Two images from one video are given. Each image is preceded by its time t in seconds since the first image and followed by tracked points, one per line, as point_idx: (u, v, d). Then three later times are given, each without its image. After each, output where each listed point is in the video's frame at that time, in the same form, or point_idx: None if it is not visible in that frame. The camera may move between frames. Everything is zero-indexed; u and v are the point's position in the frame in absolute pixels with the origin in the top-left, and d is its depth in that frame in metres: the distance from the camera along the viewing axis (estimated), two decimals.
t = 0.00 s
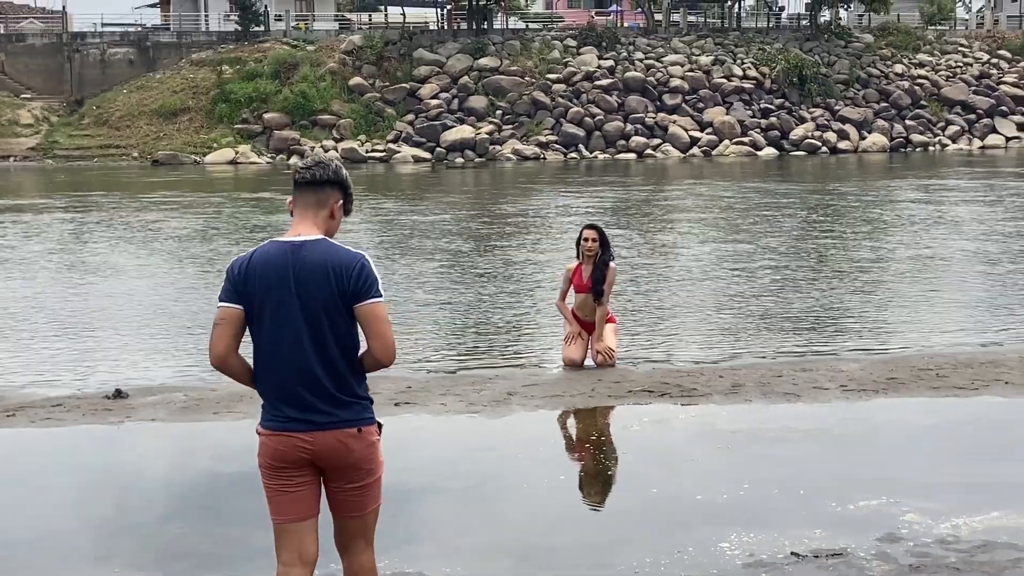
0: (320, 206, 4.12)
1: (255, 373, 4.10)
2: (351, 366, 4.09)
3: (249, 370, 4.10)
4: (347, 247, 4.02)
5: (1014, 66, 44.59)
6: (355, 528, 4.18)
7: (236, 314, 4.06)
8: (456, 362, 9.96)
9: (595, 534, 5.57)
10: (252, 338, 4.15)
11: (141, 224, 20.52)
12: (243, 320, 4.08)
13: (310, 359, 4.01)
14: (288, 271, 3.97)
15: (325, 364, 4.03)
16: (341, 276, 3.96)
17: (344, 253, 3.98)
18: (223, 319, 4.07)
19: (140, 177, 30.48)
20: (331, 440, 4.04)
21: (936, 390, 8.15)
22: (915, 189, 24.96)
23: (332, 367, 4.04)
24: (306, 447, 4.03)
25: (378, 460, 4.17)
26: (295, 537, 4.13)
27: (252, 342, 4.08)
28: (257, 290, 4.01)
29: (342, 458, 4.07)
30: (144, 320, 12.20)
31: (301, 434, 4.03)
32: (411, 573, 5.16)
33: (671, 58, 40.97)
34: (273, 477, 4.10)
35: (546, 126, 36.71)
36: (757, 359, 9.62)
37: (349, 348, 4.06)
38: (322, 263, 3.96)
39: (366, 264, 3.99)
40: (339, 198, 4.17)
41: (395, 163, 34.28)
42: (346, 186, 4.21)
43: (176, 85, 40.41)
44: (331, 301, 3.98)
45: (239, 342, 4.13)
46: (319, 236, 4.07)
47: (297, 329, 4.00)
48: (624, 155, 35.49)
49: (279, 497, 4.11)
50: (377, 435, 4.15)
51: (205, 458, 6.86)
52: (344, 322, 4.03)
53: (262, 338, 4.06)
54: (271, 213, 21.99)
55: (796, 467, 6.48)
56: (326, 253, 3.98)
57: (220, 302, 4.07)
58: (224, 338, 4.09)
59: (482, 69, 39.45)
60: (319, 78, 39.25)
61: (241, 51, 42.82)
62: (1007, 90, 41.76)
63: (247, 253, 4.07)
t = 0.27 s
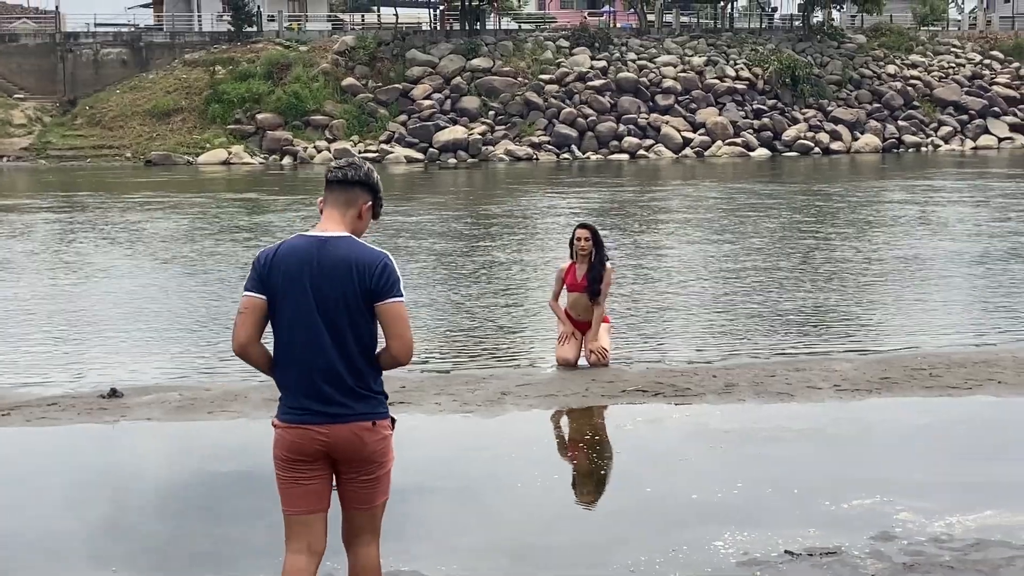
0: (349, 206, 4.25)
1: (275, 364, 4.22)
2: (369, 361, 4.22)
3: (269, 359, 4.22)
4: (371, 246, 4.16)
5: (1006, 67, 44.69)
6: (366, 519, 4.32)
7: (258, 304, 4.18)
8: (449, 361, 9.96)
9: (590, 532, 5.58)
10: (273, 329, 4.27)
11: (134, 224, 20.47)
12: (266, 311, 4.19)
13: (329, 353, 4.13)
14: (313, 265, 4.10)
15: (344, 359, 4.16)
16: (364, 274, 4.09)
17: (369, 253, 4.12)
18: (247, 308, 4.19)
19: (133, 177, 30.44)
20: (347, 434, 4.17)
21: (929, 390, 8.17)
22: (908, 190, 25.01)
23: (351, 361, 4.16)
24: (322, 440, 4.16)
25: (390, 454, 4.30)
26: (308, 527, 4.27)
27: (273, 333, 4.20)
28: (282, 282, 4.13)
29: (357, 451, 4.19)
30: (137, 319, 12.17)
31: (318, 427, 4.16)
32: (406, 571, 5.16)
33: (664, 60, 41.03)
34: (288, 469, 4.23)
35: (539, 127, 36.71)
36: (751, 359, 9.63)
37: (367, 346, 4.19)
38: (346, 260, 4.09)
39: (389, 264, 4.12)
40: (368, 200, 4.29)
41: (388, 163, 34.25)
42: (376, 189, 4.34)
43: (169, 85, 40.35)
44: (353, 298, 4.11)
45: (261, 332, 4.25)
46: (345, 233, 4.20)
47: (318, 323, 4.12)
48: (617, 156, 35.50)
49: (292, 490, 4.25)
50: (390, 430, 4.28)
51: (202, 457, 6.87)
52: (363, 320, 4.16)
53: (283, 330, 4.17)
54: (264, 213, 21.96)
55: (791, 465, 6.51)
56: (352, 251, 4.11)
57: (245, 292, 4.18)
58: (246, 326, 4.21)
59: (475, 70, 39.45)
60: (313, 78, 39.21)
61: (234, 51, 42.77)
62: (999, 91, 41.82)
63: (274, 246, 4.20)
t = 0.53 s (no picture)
0: (374, 204, 4.33)
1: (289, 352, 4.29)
2: (382, 356, 4.30)
3: (284, 346, 4.29)
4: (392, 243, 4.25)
5: (999, 66, 44.79)
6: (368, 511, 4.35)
7: (277, 292, 4.26)
8: (442, 358, 9.97)
9: (582, 529, 5.60)
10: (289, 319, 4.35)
11: (126, 221, 20.44)
12: (284, 299, 4.27)
13: (344, 345, 4.21)
14: (335, 257, 4.19)
15: (358, 353, 4.24)
16: (384, 269, 4.18)
17: (389, 248, 4.21)
18: (265, 295, 4.27)
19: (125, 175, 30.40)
20: (355, 426, 4.24)
21: (921, 387, 8.20)
22: (901, 188, 25.06)
23: (365, 354, 4.25)
24: (330, 431, 4.23)
25: (396, 448, 4.36)
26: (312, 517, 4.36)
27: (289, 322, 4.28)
28: (303, 271, 4.21)
29: (364, 443, 4.26)
30: (130, 316, 12.16)
31: (327, 419, 4.22)
32: (399, 567, 5.18)
33: (658, 57, 41.08)
34: (295, 459, 4.30)
35: (533, 124, 36.71)
36: (743, 356, 9.65)
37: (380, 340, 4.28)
38: (367, 254, 4.18)
39: (408, 262, 4.21)
40: (393, 201, 4.37)
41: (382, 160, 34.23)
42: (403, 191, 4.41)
43: (162, 82, 40.28)
44: (371, 292, 4.19)
45: (278, 321, 4.32)
46: (367, 229, 4.28)
47: (335, 314, 4.20)
48: (611, 153, 35.52)
49: (299, 482, 4.33)
50: (398, 426, 4.35)
51: (196, 453, 6.87)
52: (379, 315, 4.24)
53: (300, 318, 4.25)
54: (258, 211, 21.93)
55: (784, 461, 6.54)
56: (374, 246, 4.20)
57: (265, 279, 4.26)
58: (263, 313, 4.28)
59: (469, 67, 39.41)
60: (306, 75, 39.17)
61: (227, 48, 42.70)
62: (992, 89, 41.91)
63: (296, 236, 4.28)
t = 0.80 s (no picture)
0: (382, 201, 4.38)
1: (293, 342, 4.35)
2: (384, 350, 4.35)
3: (288, 337, 4.35)
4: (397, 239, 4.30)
5: (990, 63, 44.89)
6: (363, 504, 4.38)
7: (283, 284, 4.31)
8: (434, 354, 9.98)
9: (573, 523, 5.62)
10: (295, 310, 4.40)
11: (117, 217, 20.40)
12: (289, 291, 4.33)
13: (347, 338, 4.27)
14: (340, 250, 4.24)
15: (359, 346, 4.29)
16: (388, 263, 4.23)
17: (394, 244, 4.26)
18: (271, 286, 4.33)
19: (117, 170, 30.36)
20: (354, 418, 4.28)
21: (912, 382, 8.23)
22: (892, 185, 25.13)
23: (366, 348, 4.30)
24: (330, 422, 4.28)
25: (395, 442, 4.40)
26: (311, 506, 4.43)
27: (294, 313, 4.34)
28: (308, 264, 4.27)
29: (363, 436, 4.30)
30: (121, 312, 12.15)
31: (327, 411, 4.28)
32: (390, 561, 5.19)
33: (650, 54, 41.11)
34: (295, 449, 4.37)
35: (526, 120, 36.71)
36: (735, 352, 9.68)
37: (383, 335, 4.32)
38: (372, 248, 4.23)
39: (413, 258, 4.26)
40: (401, 199, 4.42)
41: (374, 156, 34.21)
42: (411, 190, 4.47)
43: (154, 77, 40.19)
44: (375, 286, 4.24)
45: (283, 312, 4.38)
46: (373, 224, 4.34)
47: (338, 307, 4.26)
48: (604, 150, 35.54)
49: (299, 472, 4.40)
50: (397, 420, 4.39)
51: (188, 448, 6.88)
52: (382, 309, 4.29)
53: (304, 310, 4.31)
54: (250, 206, 21.91)
55: (775, 456, 6.56)
56: (379, 241, 4.25)
57: (271, 270, 4.32)
58: (268, 304, 4.34)
59: (462, 63, 39.40)
60: (298, 71, 39.12)
61: (219, 44, 42.61)
62: (983, 86, 42.00)
63: (304, 229, 4.34)
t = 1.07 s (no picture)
0: (379, 197, 4.38)
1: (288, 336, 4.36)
2: (379, 344, 4.35)
3: (284, 332, 4.36)
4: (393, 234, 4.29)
5: (982, 59, 44.89)
6: (358, 497, 4.39)
7: (280, 278, 4.32)
8: (426, 349, 9.97)
9: (563, 518, 5.62)
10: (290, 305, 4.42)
11: (108, 212, 20.35)
12: (285, 284, 4.33)
13: (341, 333, 4.27)
14: (336, 245, 4.24)
15: (354, 341, 4.29)
16: (383, 258, 4.24)
17: (390, 238, 4.26)
18: (268, 280, 4.33)
19: (108, 165, 30.28)
20: (349, 412, 4.29)
21: (903, 377, 8.24)
22: (883, 181, 25.15)
23: (360, 342, 4.30)
24: (325, 416, 4.30)
25: (391, 435, 4.41)
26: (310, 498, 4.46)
27: (291, 308, 4.35)
28: (305, 259, 4.27)
29: (359, 430, 4.31)
30: (111, 307, 12.12)
31: (322, 405, 4.29)
32: (381, 556, 5.19)
33: (642, 50, 41.07)
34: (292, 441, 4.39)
35: (518, 116, 36.67)
36: (727, 347, 9.70)
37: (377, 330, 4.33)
38: (368, 242, 4.24)
39: (408, 253, 4.26)
40: (399, 196, 4.43)
41: (366, 152, 34.15)
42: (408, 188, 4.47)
43: (145, 72, 40.06)
44: (370, 280, 4.25)
45: (278, 307, 4.39)
46: (370, 219, 4.34)
47: (333, 301, 4.26)
48: (596, 146, 35.51)
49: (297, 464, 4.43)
50: (393, 414, 4.40)
51: (179, 444, 6.86)
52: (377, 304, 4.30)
53: (299, 304, 4.32)
54: (241, 202, 21.86)
55: (766, 451, 6.56)
56: (374, 236, 4.26)
57: (268, 264, 4.32)
58: (265, 298, 4.35)
59: (454, 59, 39.33)
60: (290, 66, 39.04)
61: (210, 38, 42.48)
62: (975, 82, 42.00)
63: (300, 224, 4.35)
